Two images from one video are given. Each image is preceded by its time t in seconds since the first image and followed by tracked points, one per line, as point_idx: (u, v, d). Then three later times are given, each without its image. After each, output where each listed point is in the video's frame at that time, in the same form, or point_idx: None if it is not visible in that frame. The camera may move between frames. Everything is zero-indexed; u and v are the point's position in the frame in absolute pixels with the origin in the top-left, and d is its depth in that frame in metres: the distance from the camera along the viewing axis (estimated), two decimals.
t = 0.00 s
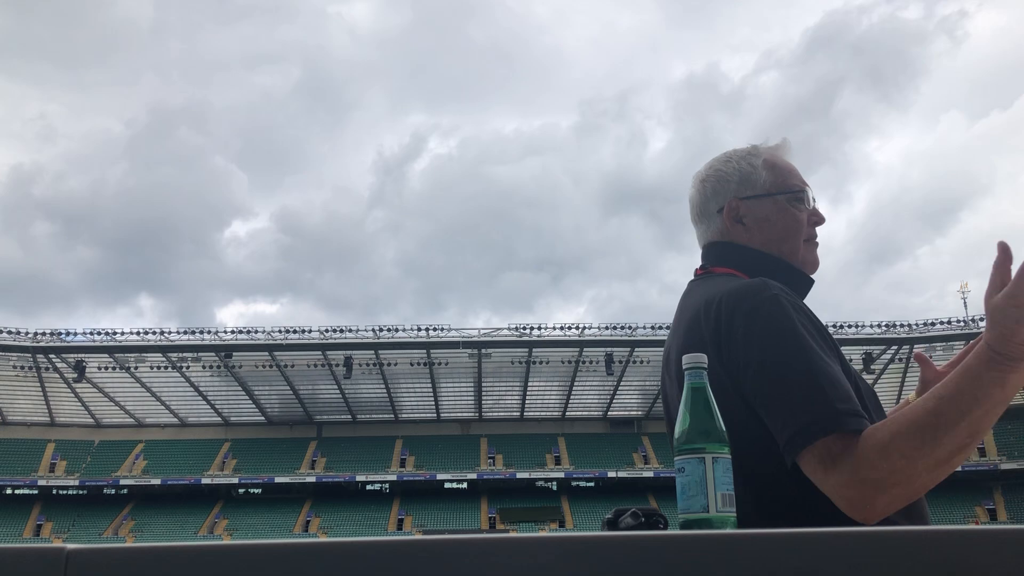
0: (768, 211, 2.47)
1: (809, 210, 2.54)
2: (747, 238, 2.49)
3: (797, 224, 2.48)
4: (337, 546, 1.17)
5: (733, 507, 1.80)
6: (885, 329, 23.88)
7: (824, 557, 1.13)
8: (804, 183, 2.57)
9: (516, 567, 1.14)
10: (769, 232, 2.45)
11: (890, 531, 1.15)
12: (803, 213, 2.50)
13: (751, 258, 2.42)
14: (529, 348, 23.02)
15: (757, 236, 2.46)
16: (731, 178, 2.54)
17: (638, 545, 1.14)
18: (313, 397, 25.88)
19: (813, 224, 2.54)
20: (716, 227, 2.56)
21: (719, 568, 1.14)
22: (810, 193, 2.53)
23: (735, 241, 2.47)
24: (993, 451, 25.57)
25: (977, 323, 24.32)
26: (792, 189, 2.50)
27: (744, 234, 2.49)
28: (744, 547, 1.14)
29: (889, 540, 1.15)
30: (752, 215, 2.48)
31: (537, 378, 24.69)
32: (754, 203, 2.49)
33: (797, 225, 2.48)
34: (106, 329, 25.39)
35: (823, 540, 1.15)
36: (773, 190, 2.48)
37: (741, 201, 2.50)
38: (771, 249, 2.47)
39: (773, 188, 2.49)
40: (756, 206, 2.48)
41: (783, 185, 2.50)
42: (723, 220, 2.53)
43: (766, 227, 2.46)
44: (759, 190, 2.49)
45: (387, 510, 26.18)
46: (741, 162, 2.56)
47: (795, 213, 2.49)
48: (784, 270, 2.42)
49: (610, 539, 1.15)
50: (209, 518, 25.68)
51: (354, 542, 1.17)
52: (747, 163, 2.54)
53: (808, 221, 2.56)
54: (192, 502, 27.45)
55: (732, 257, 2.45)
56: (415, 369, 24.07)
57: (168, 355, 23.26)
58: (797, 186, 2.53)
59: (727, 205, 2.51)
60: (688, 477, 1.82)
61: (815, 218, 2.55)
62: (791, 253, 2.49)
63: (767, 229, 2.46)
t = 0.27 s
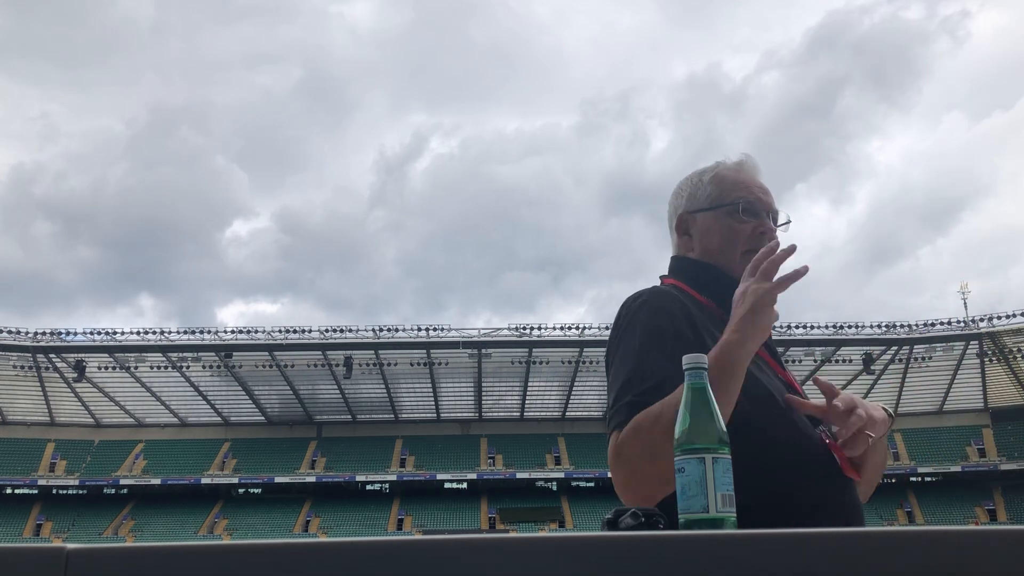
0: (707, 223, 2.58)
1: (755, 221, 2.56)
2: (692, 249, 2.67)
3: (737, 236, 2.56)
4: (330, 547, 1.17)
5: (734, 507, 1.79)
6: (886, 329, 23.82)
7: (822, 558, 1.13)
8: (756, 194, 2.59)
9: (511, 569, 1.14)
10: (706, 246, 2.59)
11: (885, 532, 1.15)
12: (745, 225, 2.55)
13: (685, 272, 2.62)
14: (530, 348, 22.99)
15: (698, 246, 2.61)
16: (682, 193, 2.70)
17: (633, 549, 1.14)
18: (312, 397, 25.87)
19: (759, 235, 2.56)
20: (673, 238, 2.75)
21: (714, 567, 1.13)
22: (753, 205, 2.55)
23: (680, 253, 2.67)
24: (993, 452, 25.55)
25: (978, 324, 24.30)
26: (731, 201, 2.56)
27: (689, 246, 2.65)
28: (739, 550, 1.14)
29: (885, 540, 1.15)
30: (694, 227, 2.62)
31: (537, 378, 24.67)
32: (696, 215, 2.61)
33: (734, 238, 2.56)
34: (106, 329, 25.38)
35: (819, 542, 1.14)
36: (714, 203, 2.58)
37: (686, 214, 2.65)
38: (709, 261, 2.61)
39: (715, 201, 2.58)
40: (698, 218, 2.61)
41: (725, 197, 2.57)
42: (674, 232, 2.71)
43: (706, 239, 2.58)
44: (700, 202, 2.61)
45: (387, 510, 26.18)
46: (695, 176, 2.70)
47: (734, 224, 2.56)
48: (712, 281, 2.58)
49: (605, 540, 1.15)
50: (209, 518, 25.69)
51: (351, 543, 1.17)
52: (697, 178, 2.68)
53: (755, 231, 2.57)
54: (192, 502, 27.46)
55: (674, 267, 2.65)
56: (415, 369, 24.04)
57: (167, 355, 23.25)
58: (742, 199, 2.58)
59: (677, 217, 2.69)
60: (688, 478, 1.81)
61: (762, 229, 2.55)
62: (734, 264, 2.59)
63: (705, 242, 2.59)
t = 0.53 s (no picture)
0: (721, 221, 2.55)
1: (766, 229, 2.59)
2: (697, 248, 2.60)
3: (752, 240, 2.55)
4: (325, 546, 1.14)
5: (734, 508, 1.77)
6: (886, 329, 23.84)
7: (820, 557, 1.11)
8: (769, 206, 2.64)
9: (510, 569, 1.12)
10: (719, 243, 2.54)
11: (883, 532, 1.13)
12: (759, 230, 2.56)
13: (689, 269, 2.54)
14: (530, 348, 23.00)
15: (710, 244, 2.55)
16: (694, 192, 2.66)
17: (631, 548, 1.11)
18: (312, 397, 25.86)
19: (770, 243, 2.58)
20: (675, 234, 2.66)
21: (713, 568, 1.11)
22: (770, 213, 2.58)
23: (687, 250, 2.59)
24: (993, 452, 25.55)
25: (978, 324, 24.31)
26: (751, 205, 2.57)
27: (698, 243, 2.58)
28: (738, 549, 1.11)
29: (886, 541, 1.12)
30: (707, 223, 2.57)
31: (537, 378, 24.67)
32: (712, 214, 2.57)
33: (747, 241, 2.54)
34: (106, 328, 25.38)
35: (818, 540, 1.12)
36: (731, 203, 2.57)
37: (699, 211, 2.60)
38: (715, 261, 2.56)
39: (732, 202, 2.57)
40: (713, 216, 2.57)
41: (742, 200, 2.58)
42: (683, 228, 2.63)
43: (718, 237, 2.54)
44: (718, 201, 2.58)
45: (387, 510, 26.16)
46: (707, 181, 2.69)
47: (748, 227, 2.55)
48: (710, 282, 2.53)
49: (602, 539, 1.12)
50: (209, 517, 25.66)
51: (348, 543, 1.14)
52: (711, 181, 2.67)
53: (764, 239, 2.59)
54: (191, 501, 27.44)
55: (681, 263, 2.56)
56: (415, 368, 24.03)
57: (168, 354, 23.26)
58: (759, 206, 2.60)
59: (687, 214, 2.62)
60: (687, 478, 1.79)
61: (772, 237, 2.59)
62: (740, 269, 2.56)
63: (717, 241, 2.54)
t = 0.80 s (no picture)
0: (685, 213, 2.65)
1: (731, 217, 2.67)
2: (662, 239, 2.70)
3: (715, 229, 2.64)
4: (324, 547, 1.14)
5: (733, 507, 1.77)
6: (886, 329, 23.82)
7: (821, 557, 1.11)
8: (733, 193, 2.71)
9: (511, 568, 1.12)
10: (682, 235, 2.64)
11: (883, 532, 1.13)
12: (723, 221, 2.65)
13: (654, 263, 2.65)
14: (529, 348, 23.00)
15: (674, 236, 2.66)
16: (656, 181, 2.76)
17: (631, 547, 1.11)
18: (312, 397, 25.84)
19: (734, 232, 2.67)
20: (642, 225, 2.77)
21: (713, 567, 1.11)
22: (733, 202, 2.66)
23: (651, 243, 2.71)
24: (993, 452, 25.52)
25: (978, 324, 24.30)
26: (713, 195, 2.66)
27: (661, 234, 2.69)
28: (739, 549, 1.11)
29: (885, 542, 1.13)
30: (671, 216, 2.67)
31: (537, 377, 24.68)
32: (675, 204, 2.67)
33: (711, 231, 2.64)
34: (106, 328, 25.37)
35: (818, 541, 1.13)
36: (695, 194, 2.66)
37: (661, 202, 2.70)
38: (679, 252, 2.67)
39: (696, 191, 2.67)
40: (676, 207, 2.67)
41: (705, 189, 2.67)
42: (646, 219, 2.74)
43: (682, 228, 2.64)
44: (681, 191, 2.68)
45: (387, 509, 26.15)
46: (670, 168, 2.78)
47: (711, 217, 2.65)
48: (675, 275, 2.65)
49: (600, 540, 1.12)
50: (209, 517, 25.64)
51: (348, 543, 1.14)
52: (675, 168, 2.76)
53: (730, 228, 2.68)
54: (191, 501, 27.42)
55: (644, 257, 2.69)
56: (414, 368, 24.01)
57: (168, 354, 23.26)
58: (722, 194, 2.69)
59: (650, 205, 2.72)
60: (687, 477, 1.79)
61: (737, 226, 2.67)
62: (704, 259, 2.66)
63: (680, 231, 2.65)
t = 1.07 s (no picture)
0: (637, 202, 2.59)
1: (683, 205, 2.63)
2: (614, 229, 2.63)
3: (668, 218, 2.59)
4: (328, 547, 1.12)
5: (734, 507, 1.73)
6: (885, 329, 23.83)
7: (823, 559, 1.08)
8: (685, 179, 2.66)
9: (512, 570, 1.09)
10: (636, 225, 2.58)
11: (893, 532, 1.10)
12: (675, 210, 2.60)
13: (608, 253, 2.57)
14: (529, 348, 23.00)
15: (625, 225, 2.59)
16: (606, 168, 2.68)
17: (631, 550, 1.09)
18: (311, 397, 25.81)
19: (686, 221, 2.63)
20: (591, 213, 2.68)
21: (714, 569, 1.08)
22: (686, 190, 2.61)
23: (604, 232, 2.62)
24: (993, 452, 25.52)
25: (977, 324, 24.30)
26: (665, 182, 2.60)
27: (613, 223, 2.62)
28: (741, 552, 1.08)
29: (885, 545, 1.10)
30: (623, 205, 2.60)
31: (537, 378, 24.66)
32: (627, 193, 2.60)
33: (664, 219, 2.59)
34: (105, 329, 25.34)
35: (819, 542, 1.10)
36: (647, 182, 2.60)
37: (612, 190, 2.62)
38: (633, 243, 2.60)
39: (648, 179, 2.61)
40: (628, 196, 2.60)
41: (658, 177, 2.61)
42: (596, 208, 2.66)
43: (634, 218, 2.58)
44: (632, 180, 2.61)
45: (387, 510, 26.12)
46: (621, 153, 2.70)
47: (664, 206, 2.60)
48: (631, 264, 2.56)
49: (600, 542, 1.09)
50: (209, 518, 25.61)
51: (351, 544, 1.12)
52: (625, 154, 2.68)
53: (682, 216, 2.64)
54: (191, 502, 27.38)
55: (596, 247, 2.60)
56: (414, 369, 23.99)
57: (167, 355, 23.23)
58: (674, 180, 2.63)
59: (601, 193, 2.64)
60: (687, 478, 1.76)
61: (689, 214, 2.63)
62: (656, 248, 2.61)
63: (633, 221, 2.58)
